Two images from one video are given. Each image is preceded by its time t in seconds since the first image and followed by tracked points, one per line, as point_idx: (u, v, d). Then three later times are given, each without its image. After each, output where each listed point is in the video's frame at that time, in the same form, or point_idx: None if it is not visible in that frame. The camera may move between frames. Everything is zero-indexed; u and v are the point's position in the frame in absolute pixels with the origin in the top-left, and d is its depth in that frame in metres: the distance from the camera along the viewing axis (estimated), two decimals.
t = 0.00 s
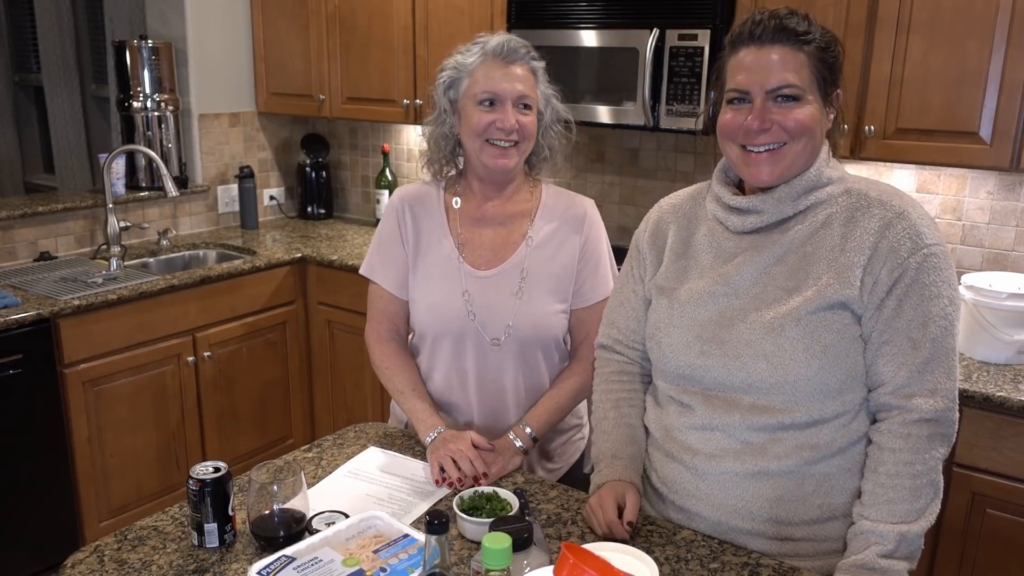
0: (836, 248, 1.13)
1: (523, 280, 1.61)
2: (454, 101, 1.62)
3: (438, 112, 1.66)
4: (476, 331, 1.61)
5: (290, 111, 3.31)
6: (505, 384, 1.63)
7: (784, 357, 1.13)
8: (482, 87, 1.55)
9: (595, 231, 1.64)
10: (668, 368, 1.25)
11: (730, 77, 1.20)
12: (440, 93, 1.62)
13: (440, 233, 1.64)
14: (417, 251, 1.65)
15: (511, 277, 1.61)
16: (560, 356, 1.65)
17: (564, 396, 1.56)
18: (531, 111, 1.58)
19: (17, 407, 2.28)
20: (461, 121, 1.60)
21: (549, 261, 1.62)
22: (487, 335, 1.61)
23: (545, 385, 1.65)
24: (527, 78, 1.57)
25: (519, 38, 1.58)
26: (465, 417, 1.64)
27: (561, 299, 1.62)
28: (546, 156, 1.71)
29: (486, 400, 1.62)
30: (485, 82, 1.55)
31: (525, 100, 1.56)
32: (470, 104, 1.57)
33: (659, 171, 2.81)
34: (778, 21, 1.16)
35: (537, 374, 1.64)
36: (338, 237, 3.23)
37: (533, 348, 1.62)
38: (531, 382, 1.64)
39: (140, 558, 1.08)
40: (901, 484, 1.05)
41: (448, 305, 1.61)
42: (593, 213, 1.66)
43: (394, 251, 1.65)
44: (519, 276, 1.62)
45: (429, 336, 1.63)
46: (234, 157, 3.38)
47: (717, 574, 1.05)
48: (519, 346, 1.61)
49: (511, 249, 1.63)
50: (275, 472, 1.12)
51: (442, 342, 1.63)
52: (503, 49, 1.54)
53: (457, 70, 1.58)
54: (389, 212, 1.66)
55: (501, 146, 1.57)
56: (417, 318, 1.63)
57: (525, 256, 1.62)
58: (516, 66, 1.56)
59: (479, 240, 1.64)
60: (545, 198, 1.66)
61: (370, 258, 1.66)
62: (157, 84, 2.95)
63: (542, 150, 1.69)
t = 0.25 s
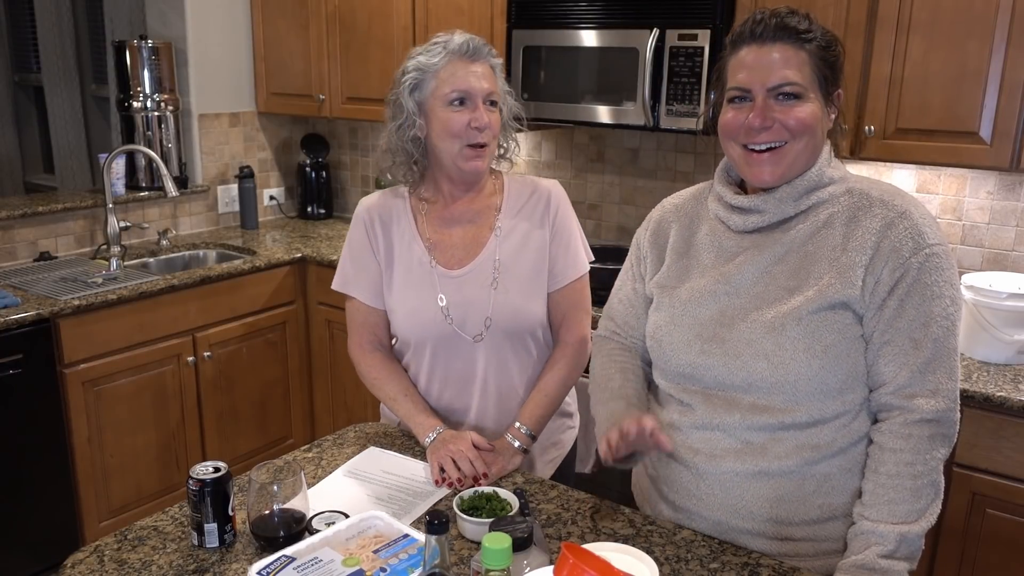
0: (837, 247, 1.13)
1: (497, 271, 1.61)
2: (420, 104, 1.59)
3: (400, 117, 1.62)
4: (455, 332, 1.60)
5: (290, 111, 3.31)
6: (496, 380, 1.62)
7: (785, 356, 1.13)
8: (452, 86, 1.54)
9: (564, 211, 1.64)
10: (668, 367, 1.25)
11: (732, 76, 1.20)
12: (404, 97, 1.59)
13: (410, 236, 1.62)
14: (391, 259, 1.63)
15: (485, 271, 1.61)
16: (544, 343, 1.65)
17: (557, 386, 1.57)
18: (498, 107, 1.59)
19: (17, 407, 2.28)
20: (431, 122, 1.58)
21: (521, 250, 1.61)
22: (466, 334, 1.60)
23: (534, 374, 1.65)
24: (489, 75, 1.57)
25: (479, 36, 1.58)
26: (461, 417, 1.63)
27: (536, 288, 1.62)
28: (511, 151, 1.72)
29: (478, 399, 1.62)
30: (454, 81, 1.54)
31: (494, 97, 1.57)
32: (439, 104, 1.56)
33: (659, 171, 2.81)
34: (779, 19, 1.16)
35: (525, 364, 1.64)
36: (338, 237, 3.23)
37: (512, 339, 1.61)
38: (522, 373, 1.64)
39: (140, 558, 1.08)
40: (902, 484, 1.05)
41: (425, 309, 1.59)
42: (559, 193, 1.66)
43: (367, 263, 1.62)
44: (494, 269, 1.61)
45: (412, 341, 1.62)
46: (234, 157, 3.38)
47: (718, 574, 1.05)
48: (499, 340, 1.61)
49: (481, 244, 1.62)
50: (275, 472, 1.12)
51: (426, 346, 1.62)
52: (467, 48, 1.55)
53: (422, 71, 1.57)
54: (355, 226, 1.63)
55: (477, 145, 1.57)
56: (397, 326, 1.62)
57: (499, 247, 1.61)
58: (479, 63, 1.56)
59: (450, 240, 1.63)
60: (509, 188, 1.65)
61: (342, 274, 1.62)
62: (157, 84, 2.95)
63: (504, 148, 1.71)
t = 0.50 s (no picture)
0: (841, 248, 1.13)
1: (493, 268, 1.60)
2: (416, 100, 1.61)
3: (396, 114, 1.63)
4: (450, 330, 1.59)
5: (290, 111, 3.31)
6: (492, 380, 1.60)
7: (789, 357, 1.13)
8: (448, 80, 1.55)
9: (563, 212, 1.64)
10: (672, 367, 1.25)
11: (735, 78, 1.20)
12: (400, 94, 1.60)
13: (407, 232, 1.63)
14: (388, 256, 1.64)
15: (481, 268, 1.60)
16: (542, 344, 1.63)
17: (552, 385, 1.56)
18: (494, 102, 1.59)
19: (17, 407, 2.28)
20: (428, 117, 1.59)
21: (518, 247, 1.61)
22: (461, 331, 1.59)
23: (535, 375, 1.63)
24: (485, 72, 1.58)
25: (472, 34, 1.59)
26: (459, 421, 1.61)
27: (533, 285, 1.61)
28: (510, 151, 1.72)
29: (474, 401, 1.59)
30: (449, 76, 1.55)
31: (489, 91, 1.57)
32: (435, 99, 1.57)
33: (659, 171, 2.81)
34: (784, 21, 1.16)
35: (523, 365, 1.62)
36: (338, 237, 3.23)
37: (510, 338, 1.60)
38: (520, 375, 1.62)
39: (140, 558, 1.08)
40: (904, 484, 1.05)
41: (420, 306, 1.59)
42: (557, 192, 1.66)
43: (364, 259, 1.64)
44: (492, 266, 1.60)
45: (408, 340, 1.61)
46: (234, 157, 3.38)
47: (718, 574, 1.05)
48: (495, 338, 1.59)
49: (479, 241, 1.62)
50: (275, 472, 1.12)
51: (422, 345, 1.61)
52: (460, 43, 1.56)
53: (418, 66, 1.57)
54: (352, 224, 1.65)
55: (474, 138, 1.57)
56: (394, 324, 1.62)
57: (497, 245, 1.61)
58: (473, 58, 1.57)
59: (447, 236, 1.63)
60: (507, 186, 1.65)
61: (338, 271, 1.64)
62: (157, 84, 2.95)
63: (503, 148, 1.70)
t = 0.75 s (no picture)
0: (843, 248, 1.13)
1: (507, 270, 1.59)
2: (434, 95, 1.60)
3: (414, 108, 1.62)
4: (462, 330, 1.58)
5: (290, 111, 3.31)
6: (500, 383, 1.60)
7: (790, 357, 1.13)
8: (467, 76, 1.55)
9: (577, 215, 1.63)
10: (673, 367, 1.25)
11: (736, 78, 1.20)
12: (419, 89, 1.60)
13: (420, 230, 1.62)
14: (399, 254, 1.63)
15: (496, 269, 1.60)
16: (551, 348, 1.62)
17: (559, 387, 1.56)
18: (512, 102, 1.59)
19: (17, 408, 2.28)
20: (444, 112, 1.58)
21: (533, 250, 1.60)
22: (474, 331, 1.58)
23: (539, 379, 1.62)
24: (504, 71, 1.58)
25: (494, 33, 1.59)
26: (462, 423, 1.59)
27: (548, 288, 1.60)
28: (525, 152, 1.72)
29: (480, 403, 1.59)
30: (468, 72, 1.55)
31: (507, 90, 1.57)
32: (453, 94, 1.56)
33: (659, 171, 2.81)
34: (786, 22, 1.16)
35: (531, 368, 1.62)
36: (338, 237, 3.23)
37: (520, 339, 1.59)
38: (527, 376, 1.61)
39: (140, 558, 1.08)
40: (904, 484, 1.05)
41: (432, 305, 1.58)
42: (573, 197, 1.65)
43: (375, 256, 1.62)
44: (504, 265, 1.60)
45: (416, 339, 1.60)
46: (234, 157, 3.38)
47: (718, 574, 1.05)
48: (507, 340, 1.59)
49: (494, 241, 1.61)
50: (275, 472, 1.12)
51: (432, 344, 1.60)
52: (482, 41, 1.56)
53: (438, 62, 1.58)
54: (364, 219, 1.63)
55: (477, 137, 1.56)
56: (403, 322, 1.61)
57: (510, 245, 1.60)
58: (494, 57, 1.58)
59: (462, 235, 1.63)
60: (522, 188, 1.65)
61: (347, 265, 1.62)
62: (157, 84, 2.95)
63: (519, 149, 1.71)
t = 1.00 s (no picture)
0: (842, 247, 1.13)
1: (516, 270, 1.59)
2: (446, 96, 1.59)
3: (426, 108, 1.62)
4: (469, 326, 1.58)
5: (290, 111, 3.31)
6: (503, 383, 1.59)
7: (789, 357, 1.13)
8: (478, 80, 1.54)
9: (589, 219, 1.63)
10: (673, 367, 1.25)
11: (735, 77, 1.20)
12: (431, 88, 1.60)
13: (430, 228, 1.62)
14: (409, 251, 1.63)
15: (505, 267, 1.59)
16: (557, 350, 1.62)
17: (562, 389, 1.55)
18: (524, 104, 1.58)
19: (17, 408, 2.28)
20: (455, 114, 1.58)
21: (540, 250, 1.60)
22: (480, 328, 1.58)
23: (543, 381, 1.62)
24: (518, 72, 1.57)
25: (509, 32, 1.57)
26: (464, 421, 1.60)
27: (557, 288, 1.60)
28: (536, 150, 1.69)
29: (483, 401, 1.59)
30: (479, 76, 1.54)
31: (520, 93, 1.56)
32: (463, 97, 1.56)
33: (659, 171, 2.81)
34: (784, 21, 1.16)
35: (536, 368, 1.61)
36: (338, 237, 3.23)
37: (528, 339, 1.59)
38: (532, 376, 1.61)
39: (140, 558, 1.08)
40: (904, 484, 1.05)
41: (439, 302, 1.58)
42: (584, 201, 1.64)
43: (385, 253, 1.62)
44: (513, 263, 1.59)
45: (422, 336, 1.60)
46: (234, 157, 3.38)
47: (718, 574, 1.05)
48: (514, 339, 1.58)
49: (504, 239, 1.61)
50: (275, 472, 1.12)
51: (437, 341, 1.60)
52: (495, 43, 1.54)
53: (449, 63, 1.57)
54: (375, 214, 1.63)
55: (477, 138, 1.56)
56: (409, 319, 1.61)
57: (519, 244, 1.60)
58: (507, 58, 1.56)
59: (472, 232, 1.63)
60: (534, 189, 1.65)
61: (357, 259, 1.63)
62: (157, 84, 2.95)
63: (530, 146, 1.67)
